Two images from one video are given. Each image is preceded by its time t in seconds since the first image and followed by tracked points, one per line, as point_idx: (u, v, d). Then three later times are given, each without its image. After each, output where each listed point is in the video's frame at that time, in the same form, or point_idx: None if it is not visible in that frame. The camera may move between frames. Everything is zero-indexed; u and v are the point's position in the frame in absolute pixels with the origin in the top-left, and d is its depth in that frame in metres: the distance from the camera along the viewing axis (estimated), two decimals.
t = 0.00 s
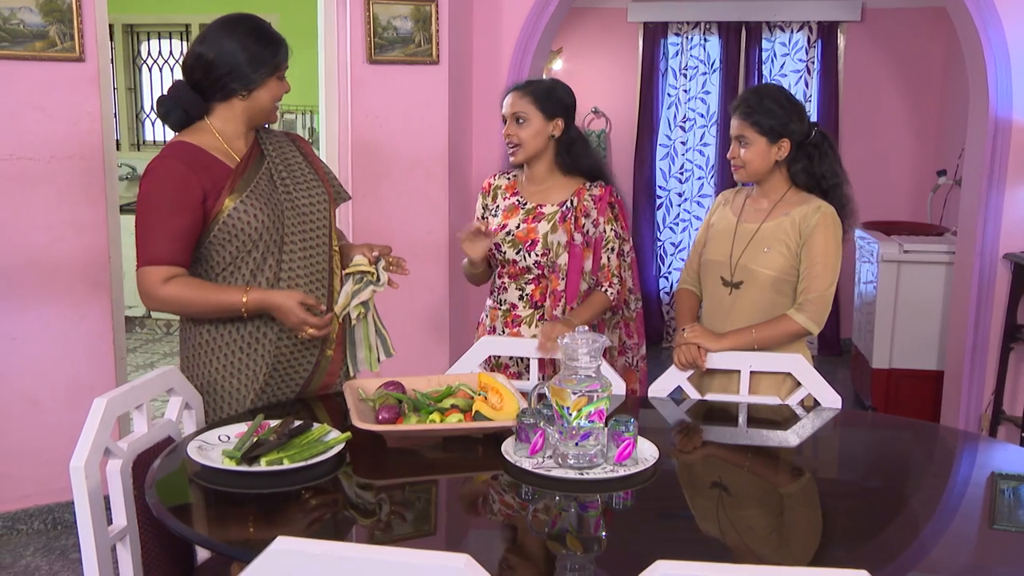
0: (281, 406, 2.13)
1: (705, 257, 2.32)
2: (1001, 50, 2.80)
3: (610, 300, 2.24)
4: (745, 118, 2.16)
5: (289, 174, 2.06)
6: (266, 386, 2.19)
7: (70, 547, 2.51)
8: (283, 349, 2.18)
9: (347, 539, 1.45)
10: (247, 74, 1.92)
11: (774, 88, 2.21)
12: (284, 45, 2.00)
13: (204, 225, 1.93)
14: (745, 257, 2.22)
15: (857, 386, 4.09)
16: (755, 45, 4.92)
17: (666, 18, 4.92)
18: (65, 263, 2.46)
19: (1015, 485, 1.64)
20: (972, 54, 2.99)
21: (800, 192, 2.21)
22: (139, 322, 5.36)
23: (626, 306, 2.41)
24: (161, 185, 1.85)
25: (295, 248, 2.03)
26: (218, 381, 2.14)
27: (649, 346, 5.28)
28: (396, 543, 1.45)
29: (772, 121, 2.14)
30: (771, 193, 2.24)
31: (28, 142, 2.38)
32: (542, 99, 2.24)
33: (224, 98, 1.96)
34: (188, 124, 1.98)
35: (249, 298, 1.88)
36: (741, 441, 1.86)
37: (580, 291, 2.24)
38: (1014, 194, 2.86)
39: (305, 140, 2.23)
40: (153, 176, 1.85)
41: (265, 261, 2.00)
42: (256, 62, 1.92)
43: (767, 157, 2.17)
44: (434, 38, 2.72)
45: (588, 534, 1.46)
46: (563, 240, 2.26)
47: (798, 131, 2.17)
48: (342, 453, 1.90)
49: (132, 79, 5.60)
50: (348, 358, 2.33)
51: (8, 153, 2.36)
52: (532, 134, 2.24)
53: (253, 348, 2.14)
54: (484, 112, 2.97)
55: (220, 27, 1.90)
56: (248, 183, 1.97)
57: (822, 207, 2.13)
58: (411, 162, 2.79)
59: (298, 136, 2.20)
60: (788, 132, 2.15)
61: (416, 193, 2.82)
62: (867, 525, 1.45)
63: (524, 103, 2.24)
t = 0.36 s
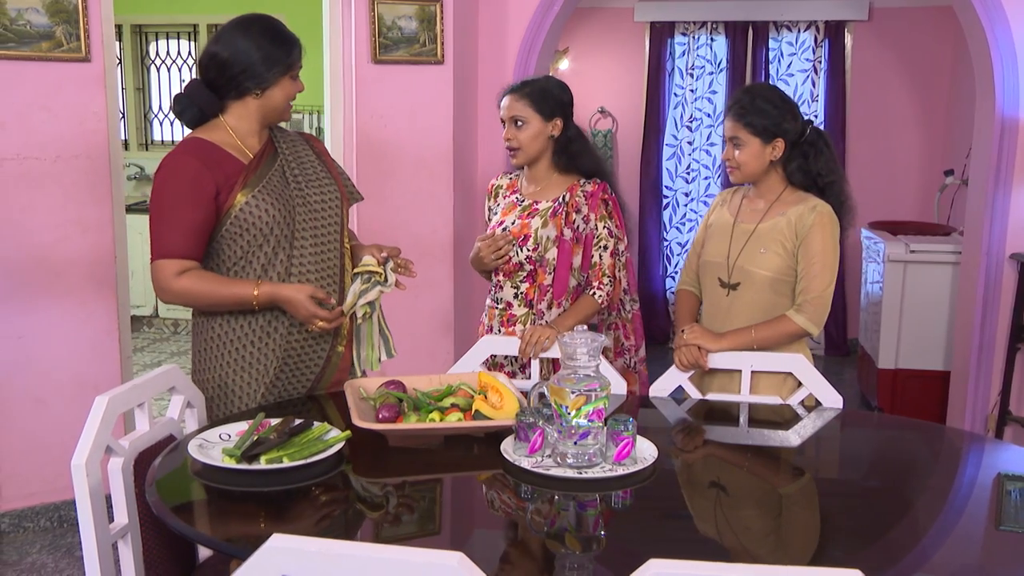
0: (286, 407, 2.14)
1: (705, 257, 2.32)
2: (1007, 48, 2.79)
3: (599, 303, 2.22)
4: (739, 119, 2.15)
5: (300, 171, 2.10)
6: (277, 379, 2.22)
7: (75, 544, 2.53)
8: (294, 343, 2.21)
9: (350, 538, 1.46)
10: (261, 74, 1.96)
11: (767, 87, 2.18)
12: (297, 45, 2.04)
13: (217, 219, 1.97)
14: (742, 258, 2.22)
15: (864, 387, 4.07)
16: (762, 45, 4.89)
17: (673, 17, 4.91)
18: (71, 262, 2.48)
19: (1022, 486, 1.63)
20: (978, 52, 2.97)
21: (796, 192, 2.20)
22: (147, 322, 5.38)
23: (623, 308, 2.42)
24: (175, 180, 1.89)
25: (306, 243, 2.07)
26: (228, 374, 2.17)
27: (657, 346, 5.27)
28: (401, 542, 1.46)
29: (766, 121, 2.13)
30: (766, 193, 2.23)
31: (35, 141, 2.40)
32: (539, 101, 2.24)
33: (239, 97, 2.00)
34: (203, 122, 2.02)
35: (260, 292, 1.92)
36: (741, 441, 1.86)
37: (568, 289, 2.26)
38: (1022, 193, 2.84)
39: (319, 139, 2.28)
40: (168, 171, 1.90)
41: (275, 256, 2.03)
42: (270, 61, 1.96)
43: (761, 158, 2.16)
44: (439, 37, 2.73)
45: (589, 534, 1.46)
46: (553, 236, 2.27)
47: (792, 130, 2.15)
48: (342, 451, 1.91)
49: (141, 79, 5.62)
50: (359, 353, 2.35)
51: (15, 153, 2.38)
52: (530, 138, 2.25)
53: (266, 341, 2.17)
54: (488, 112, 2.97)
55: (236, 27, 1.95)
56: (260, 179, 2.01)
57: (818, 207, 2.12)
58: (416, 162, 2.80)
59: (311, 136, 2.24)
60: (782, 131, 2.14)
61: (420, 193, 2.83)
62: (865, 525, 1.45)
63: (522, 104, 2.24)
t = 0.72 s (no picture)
0: (288, 405, 2.12)
1: (705, 255, 2.29)
2: (1017, 45, 2.75)
3: (600, 299, 2.22)
4: (738, 115, 2.12)
5: (304, 169, 2.09)
6: (277, 379, 2.21)
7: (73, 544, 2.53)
8: (295, 341, 2.20)
9: (351, 538, 1.44)
10: (265, 72, 1.95)
11: (767, 84, 2.16)
12: (302, 44, 2.03)
13: (219, 215, 1.96)
14: (743, 259, 2.19)
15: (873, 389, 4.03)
16: (770, 43, 4.85)
17: (680, 15, 4.88)
18: (72, 261, 2.48)
19: None
20: (988, 49, 2.93)
21: (795, 190, 2.18)
22: (149, 321, 5.38)
23: (620, 307, 2.40)
24: (178, 175, 1.89)
25: (309, 240, 2.06)
26: (229, 373, 2.16)
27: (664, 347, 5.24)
28: (404, 543, 1.44)
29: (765, 117, 2.11)
30: (765, 193, 2.21)
31: (35, 140, 2.39)
32: (537, 99, 2.22)
33: (243, 95, 1.99)
34: (206, 120, 2.02)
35: (262, 288, 1.92)
36: (743, 441, 1.83)
37: (570, 286, 2.24)
38: None
39: (323, 139, 2.27)
40: (172, 167, 1.90)
41: (278, 252, 2.02)
42: (275, 59, 1.95)
43: (759, 156, 2.13)
44: (441, 35, 2.71)
45: (591, 534, 1.45)
46: (554, 233, 2.25)
47: (792, 128, 2.12)
48: (340, 450, 1.90)
49: (143, 77, 5.62)
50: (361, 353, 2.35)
51: (15, 151, 2.38)
52: (530, 138, 2.23)
53: (268, 339, 2.16)
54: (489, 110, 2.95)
55: (241, 27, 1.94)
56: (263, 175, 2.00)
57: (818, 206, 2.10)
58: (418, 161, 2.79)
59: (315, 134, 2.23)
60: (781, 129, 2.11)
61: (422, 191, 2.81)
62: (868, 527, 1.43)
63: (520, 103, 2.22)
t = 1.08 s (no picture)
0: (286, 405, 2.11)
1: (694, 260, 2.26)
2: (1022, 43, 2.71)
3: (574, 301, 2.17)
4: (727, 110, 2.11)
5: (300, 168, 2.07)
6: (274, 378, 2.19)
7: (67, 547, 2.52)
8: (292, 339, 2.19)
9: (349, 540, 1.42)
10: (260, 72, 1.93)
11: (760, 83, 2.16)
12: (298, 43, 2.01)
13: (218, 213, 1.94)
14: (731, 260, 2.16)
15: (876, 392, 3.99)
16: (773, 41, 4.81)
17: (683, 13, 4.84)
18: (65, 261, 2.46)
19: None
20: (992, 46, 2.89)
21: (780, 189, 2.15)
22: (147, 323, 5.37)
23: (612, 307, 2.39)
24: (177, 174, 1.86)
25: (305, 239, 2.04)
26: (226, 372, 2.14)
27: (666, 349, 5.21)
28: (400, 547, 1.42)
29: (753, 115, 2.09)
30: (750, 192, 2.18)
31: (28, 139, 2.38)
32: (533, 97, 2.20)
33: (238, 95, 1.97)
34: (202, 119, 2.00)
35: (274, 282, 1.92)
36: (739, 443, 1.81)
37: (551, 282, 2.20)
38: None
39: (318, 136, 2.24)
40: (170, 166, 1.87)
41: (276, 250, 2.01)
42: (271, 58, 1.93)
43: (743, 152, 2.11)
44: (439, 34, 2.69)
45: (591, 536, 1.42)
46: (547, 229, 2.22)
47: (778, 128, 2.10)
48: (332, 451, 1.88)
49: (141, 76, 5.61)
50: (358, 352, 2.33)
51: (7, 150, 2.36)
52: (527, 136, 2.21)
53: (269, 335, 2.15)
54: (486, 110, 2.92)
55: (235, 26, 1.91)
56: (261, 173, 1.98)
57: (804, 204, 2.06)
58: (415, 160, 2.77)
59: (311, 133, 2.20)
60: (767, 128, 2.09)
61: (419, 191, 2.79)
62: (863, 531, 1.40)
63: (516, 103, 2.20)
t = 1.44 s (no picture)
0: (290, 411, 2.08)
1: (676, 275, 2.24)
2: None
3: (570, 304, 2.13)
4: (687, 117, 2.09)
5: (302, 171, 2.06)
6: (273, 383, 2.15)
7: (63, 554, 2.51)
8: (292, 343, 2.15)
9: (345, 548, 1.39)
10: (259, 74, 1.90)
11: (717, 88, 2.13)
12: (298, 45, 1.98)
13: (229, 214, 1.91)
14: (711, 272, 2.13)
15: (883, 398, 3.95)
16: (778, 44, 4.76)
17: (687, 14, 4.79)
18: (62, 265, 2.45)
19: None
20: (1001, 48, 2.85)
21: (749, 191, 2.12)
22: (147, 327, 5.37)
23: (615, 313, 2.36)
24: (188, 175, 1.83)
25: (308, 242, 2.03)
26: (228, 373, 2.10)
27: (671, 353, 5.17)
28: (406, 553, 1.39)
29: (712, 120, 2.06)
30: (720, 199, 2.15)
31: (25, 142, 2.37)
32: (537, 99, 2.18)
33: (237, 98, 1.94)
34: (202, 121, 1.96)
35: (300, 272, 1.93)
36: (738, 449, 1.78)
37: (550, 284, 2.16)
38: None
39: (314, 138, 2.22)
40: (181, 167, 1.84)
41: (283, 251, 1.99)
42: (272, 60, 1.90)
43: (706, 159, 2.08)
44: (440, 36, 2.67)
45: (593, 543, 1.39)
46: (548, 230, 2.19)
47: (739, 132, 2.08)
48: (327, 457, 1.86)
49: (141, 78, 5.60)
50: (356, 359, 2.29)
51: (4, 153, 2.35)
52: (532, 139, 2.19)
53: (272, 334, 2.11)
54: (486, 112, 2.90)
55: (235, 28, 1.89)
56: (266, 177, 1.97)
57: (773, 204, 2.04)
58: (415, 163, 2.75)
59: (308, 132, 2.18)
60: (727, 133, 2.07)
61: (420, 195, 2.77)
62: (861, 539, 1.37)
63: (520, 106, 2.17)
